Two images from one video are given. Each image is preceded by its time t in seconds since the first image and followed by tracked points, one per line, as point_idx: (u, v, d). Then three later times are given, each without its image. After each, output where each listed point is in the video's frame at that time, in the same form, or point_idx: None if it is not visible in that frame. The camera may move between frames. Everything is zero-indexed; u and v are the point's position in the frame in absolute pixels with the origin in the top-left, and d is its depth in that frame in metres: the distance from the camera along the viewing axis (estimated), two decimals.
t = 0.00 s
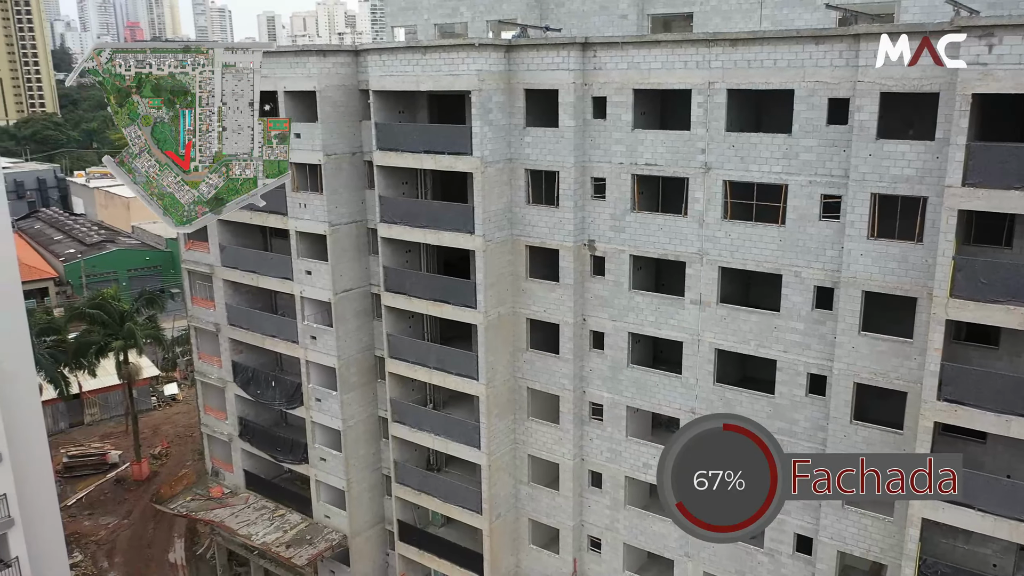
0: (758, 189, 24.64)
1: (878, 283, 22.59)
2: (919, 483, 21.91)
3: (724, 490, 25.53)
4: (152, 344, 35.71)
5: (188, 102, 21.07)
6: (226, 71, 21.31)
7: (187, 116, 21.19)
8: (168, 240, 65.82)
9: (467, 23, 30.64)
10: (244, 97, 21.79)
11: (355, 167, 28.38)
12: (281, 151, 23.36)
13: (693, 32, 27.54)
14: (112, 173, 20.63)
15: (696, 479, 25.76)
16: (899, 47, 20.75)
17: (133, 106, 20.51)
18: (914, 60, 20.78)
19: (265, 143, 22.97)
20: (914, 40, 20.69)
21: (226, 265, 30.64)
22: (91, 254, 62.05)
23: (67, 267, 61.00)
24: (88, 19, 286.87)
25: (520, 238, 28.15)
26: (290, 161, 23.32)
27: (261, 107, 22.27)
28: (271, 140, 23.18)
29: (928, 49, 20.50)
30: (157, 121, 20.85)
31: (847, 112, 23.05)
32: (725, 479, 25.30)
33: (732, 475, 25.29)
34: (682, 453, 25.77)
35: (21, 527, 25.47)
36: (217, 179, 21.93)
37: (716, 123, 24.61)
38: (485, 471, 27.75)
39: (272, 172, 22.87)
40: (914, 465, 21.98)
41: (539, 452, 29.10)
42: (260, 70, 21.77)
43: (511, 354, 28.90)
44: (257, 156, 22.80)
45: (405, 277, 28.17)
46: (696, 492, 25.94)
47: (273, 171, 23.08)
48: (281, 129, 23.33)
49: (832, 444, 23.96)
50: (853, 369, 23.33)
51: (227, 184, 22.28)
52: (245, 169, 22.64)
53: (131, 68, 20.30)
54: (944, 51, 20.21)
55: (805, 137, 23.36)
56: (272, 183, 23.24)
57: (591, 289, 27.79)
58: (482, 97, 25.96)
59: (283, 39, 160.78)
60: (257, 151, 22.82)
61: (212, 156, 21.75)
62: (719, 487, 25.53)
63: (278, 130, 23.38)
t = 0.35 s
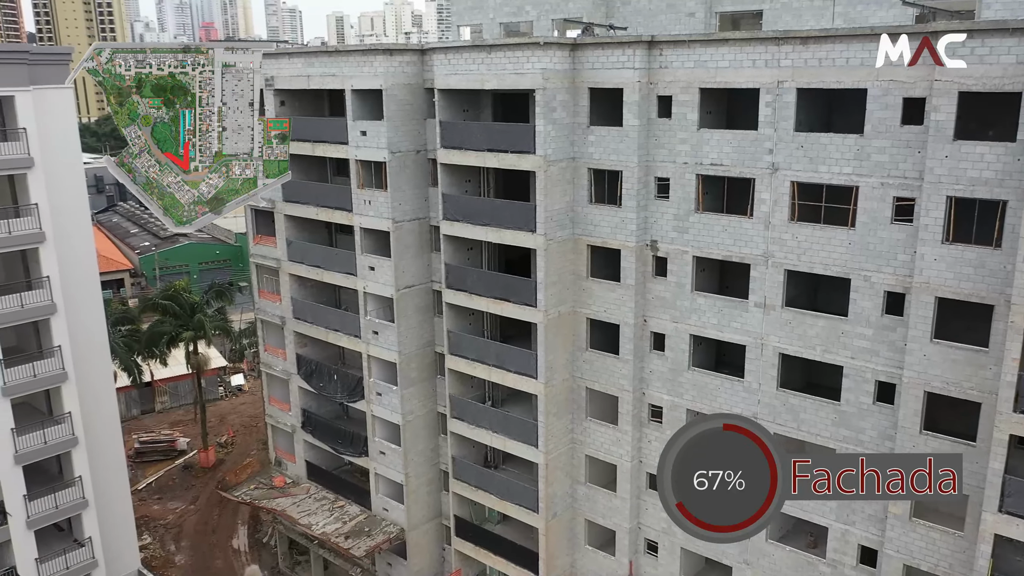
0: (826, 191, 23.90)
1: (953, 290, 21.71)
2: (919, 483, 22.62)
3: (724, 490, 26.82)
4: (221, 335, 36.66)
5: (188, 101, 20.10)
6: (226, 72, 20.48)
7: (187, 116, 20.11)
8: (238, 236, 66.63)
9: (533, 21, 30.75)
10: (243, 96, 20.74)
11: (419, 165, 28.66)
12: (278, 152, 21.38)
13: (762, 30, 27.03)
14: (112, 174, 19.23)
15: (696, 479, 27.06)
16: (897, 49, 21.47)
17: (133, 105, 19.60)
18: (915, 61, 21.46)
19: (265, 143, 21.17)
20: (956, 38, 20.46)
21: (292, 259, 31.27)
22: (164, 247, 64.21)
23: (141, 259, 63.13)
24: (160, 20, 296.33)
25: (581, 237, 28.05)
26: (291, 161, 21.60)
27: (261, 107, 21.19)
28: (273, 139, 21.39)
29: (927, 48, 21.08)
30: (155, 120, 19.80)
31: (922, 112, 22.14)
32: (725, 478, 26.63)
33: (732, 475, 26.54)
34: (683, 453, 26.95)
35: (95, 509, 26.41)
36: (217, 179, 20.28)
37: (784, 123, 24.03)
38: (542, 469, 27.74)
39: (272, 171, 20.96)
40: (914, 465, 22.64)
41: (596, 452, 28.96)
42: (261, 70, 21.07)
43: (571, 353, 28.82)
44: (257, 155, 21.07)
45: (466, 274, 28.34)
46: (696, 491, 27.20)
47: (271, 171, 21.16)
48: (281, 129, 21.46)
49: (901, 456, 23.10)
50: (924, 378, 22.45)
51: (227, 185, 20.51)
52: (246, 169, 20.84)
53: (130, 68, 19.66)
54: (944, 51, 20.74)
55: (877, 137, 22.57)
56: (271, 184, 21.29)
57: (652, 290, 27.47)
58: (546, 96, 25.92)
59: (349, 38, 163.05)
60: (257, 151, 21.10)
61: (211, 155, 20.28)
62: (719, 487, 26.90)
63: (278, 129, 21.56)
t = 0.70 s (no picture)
0: (900, 193, 23.00)
1: None
2: (919, 483, 23.24)
3: (724, 489, 27.67)
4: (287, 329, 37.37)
5: (185, 99, 15.22)
6: (226, 70, 15.44)
7: (185, 116, 15.20)
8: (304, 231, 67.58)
9: (598, 20, 30.78)
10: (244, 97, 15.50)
11: (482, 164, 28.82)
12: (284, 152, 15.39)
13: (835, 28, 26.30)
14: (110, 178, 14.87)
15: (696, 478, 27.80)
16: (898, 48, 21.64)
17: (137, 108, 15.02)
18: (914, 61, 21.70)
19: (264, 143, 15.39)
20: (957, 38, 20.77)
21: (357, 255, 31.78)
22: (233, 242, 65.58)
23: (211, 253, 64.40)
24: (229, 21, 304.61)
25: (644, 237, 27.80)
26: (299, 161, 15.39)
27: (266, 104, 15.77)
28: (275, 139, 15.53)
29: (927, 48, 21.29)
30: (154, 122, 15.04)
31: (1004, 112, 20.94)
32: (726, 478, 27.50)
33: (732, 474, 27.38)
34: (683, 453, 27.65)
35: (164, 493, 27.21)
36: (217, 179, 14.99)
37: (856, 123, 23.18)
38: (599, 470, 27.58)
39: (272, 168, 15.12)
40: (989, 477, 21.81)
41: (655, 455, 28.70)
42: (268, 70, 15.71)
43: (631, 355, 28.61)
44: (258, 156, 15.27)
45: (528, 273, 28.36)
46: (696, 491, 27.86)
47: (273, 172, 15.31)
48: (284, 128, 15.26)
49: (974, 469, 22.11)
50: (1000, 388, 21.39)
51: (227, 189, 15.03)
52: (246, 170, 15.20)
53: (132, 69, 15.22)
54: (944, 51, 21.05)
55: (955, 138, 21.52)
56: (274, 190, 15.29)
57: (715, 292, 27.05)
58: (611, 96, 25.71)
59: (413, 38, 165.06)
60: (255, 152, 15.27)
61: (206, 156, 15.04)
62: (719, 487, 27.71)
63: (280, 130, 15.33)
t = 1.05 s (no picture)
0: (979, 196, 21.99)
1: None
2: (920, 483, 24.22)
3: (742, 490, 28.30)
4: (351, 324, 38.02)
5: (186, 100, 15.97)
6: (226, 73, 16.27)
7: (185, 117, 15.95)
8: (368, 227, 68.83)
9: (666, 19, 30.43)
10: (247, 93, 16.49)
11: (546, 162, 28.83)
12: (283, 152, 16.61)
13: (913, 26, 25.35)
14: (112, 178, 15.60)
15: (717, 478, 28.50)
16: (899, 48, 22.25)
17: (135, 108, 15.75)
18: (914, 61, 22.26)
19: (264, 142, 16.46)
20: (956, 39, 21.16)
21: (420, 252, 32.13)
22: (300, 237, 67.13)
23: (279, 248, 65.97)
24: (295, 20, 311.18)
25: (709, 238, 27.38)
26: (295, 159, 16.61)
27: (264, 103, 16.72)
28: (273, 140, 16.57)
29: (927, 49, 21.85)
30: (156, 122, 15.80)
31: None
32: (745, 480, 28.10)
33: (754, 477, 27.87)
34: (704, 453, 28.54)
35: (231, 481, 27.79)
36: (218, 180, 15.95)
37: (934, 124, 22.19)
38: (659, 472, 27.28)
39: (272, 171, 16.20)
40: None
41: (717, 460, 28.30)
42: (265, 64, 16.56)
43: (693, 358, 28.25)
44: (257, 156, 16.33)
45: (590, 272, 28.25)
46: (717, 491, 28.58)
47: (272, 171, 16.41)
48: (284, 129, 16.50)
49: None
50: None
51: (229, 187, 16.08)
52: (246, 170, 16.18)
53: (132, 68, 15.82)
54: (944, 52, 21.53)
55: None
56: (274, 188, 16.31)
57: (782, 295, 26.41)
58: (678, 95, 25.37)
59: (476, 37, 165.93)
60: (255, 152, 16.38)
61: (208, 156, 15.98)
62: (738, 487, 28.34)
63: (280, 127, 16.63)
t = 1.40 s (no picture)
0: None
1: None
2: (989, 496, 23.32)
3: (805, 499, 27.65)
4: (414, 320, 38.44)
5: (188, 101, 19.75)
6: (226, 72, 20.51)
7: (187, 116, 19.77)
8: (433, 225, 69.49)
9: (737, 17, 29.90)
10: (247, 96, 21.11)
11: (611, 162, 28.65)
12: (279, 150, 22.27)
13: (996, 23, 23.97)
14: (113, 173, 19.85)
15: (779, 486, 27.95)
16: (898, 49, 22.85)
17: (134, 107, 19.15)
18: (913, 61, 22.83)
19: (264, 144, 22.16)
20: (956, 39, 21.68)
21: (483, 250, 32.32)
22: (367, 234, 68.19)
23: (346, 244, 67.19)
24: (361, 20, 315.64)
25: (776, 240, 26.79)
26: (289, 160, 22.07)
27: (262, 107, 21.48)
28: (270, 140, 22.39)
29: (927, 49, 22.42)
30: (156, 121, 19.39)
31: None
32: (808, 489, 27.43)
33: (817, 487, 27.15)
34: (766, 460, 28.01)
35: (295, 471, 28.40)
36: (217, 179, 20.40)
37: (1017, 125, 21.02)
38: (719, 478, 26.86)
39: (272, 172, 21.64)
40: None
41: (780, 467, 27.67)
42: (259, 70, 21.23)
43: (758, 362, 27.73)
44: (256, 155, 21.45)
45: (653, 273, 27.99)
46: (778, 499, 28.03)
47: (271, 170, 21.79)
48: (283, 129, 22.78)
49: None
50: None
51: (227, 185, 20.72)
52: (245, 169, 21.09)
53: (131, 69, 19.13)
54: (944, 52, 22.03)
55: None
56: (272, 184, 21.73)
57: (851, 300, 25.61)
58: (747, 94, 24.86)
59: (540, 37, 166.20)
60: (257, 151, 21.59)
61: (211, 155, 20.33)
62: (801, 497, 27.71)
63: (279, 130, 22.74)
